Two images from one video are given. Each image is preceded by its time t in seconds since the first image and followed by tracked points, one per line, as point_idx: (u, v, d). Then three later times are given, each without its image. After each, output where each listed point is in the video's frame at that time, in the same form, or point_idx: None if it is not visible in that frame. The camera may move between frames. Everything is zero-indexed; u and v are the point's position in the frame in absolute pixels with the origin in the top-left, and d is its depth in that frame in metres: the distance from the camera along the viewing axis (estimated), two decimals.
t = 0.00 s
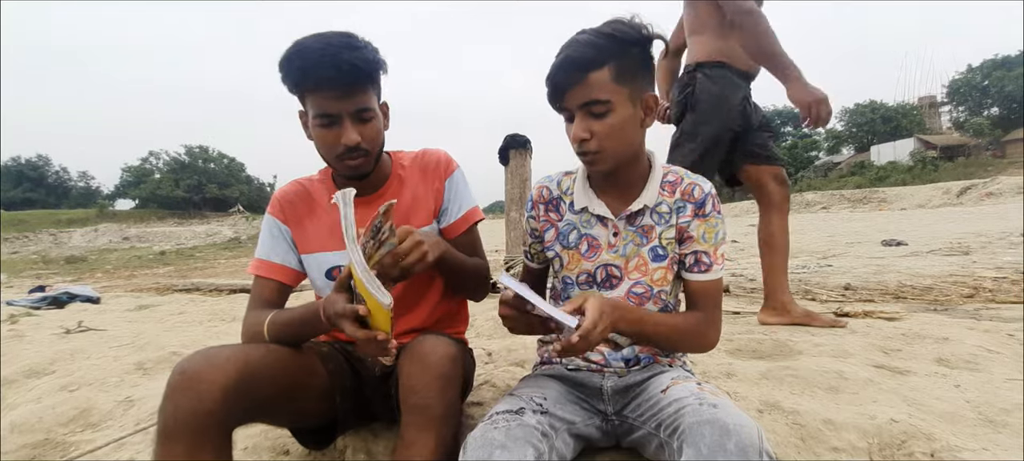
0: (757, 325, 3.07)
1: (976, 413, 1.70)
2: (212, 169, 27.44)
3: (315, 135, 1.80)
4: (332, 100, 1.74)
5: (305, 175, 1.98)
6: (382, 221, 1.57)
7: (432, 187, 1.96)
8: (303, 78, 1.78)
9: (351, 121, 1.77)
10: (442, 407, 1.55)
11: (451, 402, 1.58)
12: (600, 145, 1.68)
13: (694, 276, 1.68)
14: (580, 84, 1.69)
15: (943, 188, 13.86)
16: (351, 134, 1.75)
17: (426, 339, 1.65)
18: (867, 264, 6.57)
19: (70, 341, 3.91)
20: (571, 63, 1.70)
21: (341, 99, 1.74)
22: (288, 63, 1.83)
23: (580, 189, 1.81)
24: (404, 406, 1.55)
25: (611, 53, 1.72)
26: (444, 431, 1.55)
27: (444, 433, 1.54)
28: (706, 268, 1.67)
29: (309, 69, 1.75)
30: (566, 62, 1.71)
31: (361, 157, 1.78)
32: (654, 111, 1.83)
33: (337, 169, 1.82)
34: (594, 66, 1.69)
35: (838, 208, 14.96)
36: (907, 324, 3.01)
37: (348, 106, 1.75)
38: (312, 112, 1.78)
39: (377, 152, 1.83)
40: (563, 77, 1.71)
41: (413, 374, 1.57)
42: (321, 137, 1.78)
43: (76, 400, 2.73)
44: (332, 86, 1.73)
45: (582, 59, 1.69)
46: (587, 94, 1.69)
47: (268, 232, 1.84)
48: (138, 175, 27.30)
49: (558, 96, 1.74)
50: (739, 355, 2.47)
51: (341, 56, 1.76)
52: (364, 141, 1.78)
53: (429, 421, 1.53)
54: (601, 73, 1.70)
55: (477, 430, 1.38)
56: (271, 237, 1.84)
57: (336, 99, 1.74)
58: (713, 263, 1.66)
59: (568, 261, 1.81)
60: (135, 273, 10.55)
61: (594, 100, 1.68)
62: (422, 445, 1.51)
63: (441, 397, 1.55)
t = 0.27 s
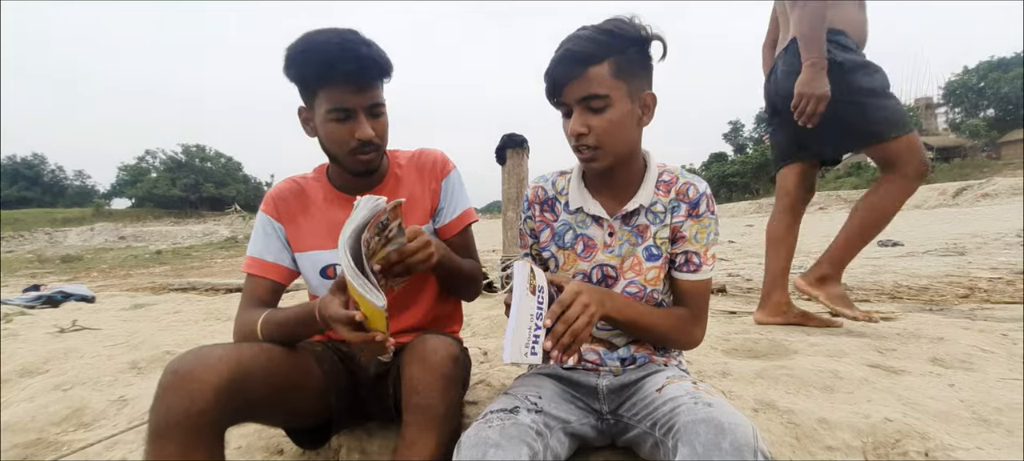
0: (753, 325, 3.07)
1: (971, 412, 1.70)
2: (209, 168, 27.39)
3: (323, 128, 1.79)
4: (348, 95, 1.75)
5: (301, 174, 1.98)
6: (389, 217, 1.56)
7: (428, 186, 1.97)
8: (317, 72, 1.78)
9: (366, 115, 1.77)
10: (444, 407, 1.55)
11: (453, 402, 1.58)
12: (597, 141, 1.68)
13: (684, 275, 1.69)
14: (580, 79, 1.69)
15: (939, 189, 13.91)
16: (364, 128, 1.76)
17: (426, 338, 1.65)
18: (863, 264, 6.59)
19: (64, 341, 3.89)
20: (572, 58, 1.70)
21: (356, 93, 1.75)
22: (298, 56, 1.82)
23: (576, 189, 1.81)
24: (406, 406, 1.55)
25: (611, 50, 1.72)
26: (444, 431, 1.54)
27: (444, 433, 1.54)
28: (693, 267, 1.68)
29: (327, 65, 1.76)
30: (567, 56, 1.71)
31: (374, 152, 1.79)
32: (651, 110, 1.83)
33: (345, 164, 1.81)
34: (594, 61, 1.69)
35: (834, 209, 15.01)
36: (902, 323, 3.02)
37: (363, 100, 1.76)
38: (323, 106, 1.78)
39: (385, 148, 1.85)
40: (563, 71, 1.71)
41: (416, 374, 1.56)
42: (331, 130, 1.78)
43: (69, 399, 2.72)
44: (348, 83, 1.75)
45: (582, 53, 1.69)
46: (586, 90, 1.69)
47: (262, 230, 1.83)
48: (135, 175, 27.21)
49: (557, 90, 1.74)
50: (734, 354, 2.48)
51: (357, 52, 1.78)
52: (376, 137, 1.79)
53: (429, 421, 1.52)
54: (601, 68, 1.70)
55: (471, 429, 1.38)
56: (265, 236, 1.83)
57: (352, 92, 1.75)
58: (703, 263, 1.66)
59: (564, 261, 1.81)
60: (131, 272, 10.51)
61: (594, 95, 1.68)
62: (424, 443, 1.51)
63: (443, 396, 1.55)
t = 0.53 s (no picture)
0: (747, 324, 3.08)
1: (961, 410, 1.70)
2: (205, 167, 27.34)
3: (319, 125, 1.78)
4: (342, 92, 1.74)
5: (297, 171, 1.97)
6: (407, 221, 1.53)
7: (426, 185, 1.98)
8: (314, 68, 1.77)
9: (360, 112, 1.76)
10: (446, 408, 1.54)
11: (455, 404, 1.57)
12: (590, 142, 1.68)
13: (678, 274, 1.68)
14: (575, 78, 1.68)
15: (934, 189, 13.96)
16: (359, 126, 1.74)
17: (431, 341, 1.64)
18: (859, 264, 6.60)
19: (56, 340, 3.87)
20: (565, 58, 1.68)
21: (351, 90, 1.74)
22: (297, 53, 1.82)
23: (569, 188, 1.81)
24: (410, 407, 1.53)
25: (605, 49, 1.71)
26: (444, 432, 1.53)
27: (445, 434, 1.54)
28: (689, 265, 1.67)
29: (326, 62, 1.76)
30: (560, 55, 1.69)
31: (367, 148, 1.77)
32: (644, 109, 1.82)
33: (339, 160, 1.80)
34: (589, 61, 1.68)
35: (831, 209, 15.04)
36: (895, 322, 3.03)
37: (359, 97, 1.75)
38: (318, 103, 1.77)
39: (381, 146, 1.84)
40: (558, 70, 1.69)
41: (421, 375, 1.55)
42: (326, 126, 1.76)
43: (60, 398, 2.71)
44: (344, 80, 1.74)
45: (576, 53, 1.68)
46: (580, 90, 1.67)
47: (258, 226, 1.82)
48: (130, 174, 27.09)
49: (551, 89, 1.72)
50: (727, 353, 2.48)
51: (354, 50, 1.77)
52: (372, 135, 1.78)
53: (430, 422, 1.51)
54: (596, 68, 1.69)
55: (460, 427, 1.37)
56: (261, 231, 1.81)
57: (347, 90, 1.74)
58: (697, 261, 1.66)
59: (558, 260, 1.80)
60: (126, 272, 10.47)
61: (588, 95, 1.67)
62: (425, 445, 1.50)
63: (447, 397, 1.55)
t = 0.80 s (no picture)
0: (743, 323, 3.10)
1: (953, 408, 1.72)
2: (200, 166, 27.29)
3: (324, 124, 1.79)
4: (349, 92, 1.74)
5: (301, 169, 1.97)
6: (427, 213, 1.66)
7: (430, 185, 2.00)
8: (320, 67, 1.77)
9: (366, 112, 1.77)
10: (449, 408, 1.57)
11: (458, 405, 1.61)
12: (589, 145, 1.69)
13: (677, 275, 1.69)
14: (573, 81, 1.69)
15: (928, 189, 14.05)
16: (364, 125, 1.75)
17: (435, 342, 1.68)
18: (854, 263, 6.65)
19: (53, 340, 3.86)
20: (563, 61, 1.69)
21: (356, 90, 1.74)
22: (303, 52, 1.81)
23: (567, 188, 1.82)
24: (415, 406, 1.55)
25: (603, 51, 1.72)
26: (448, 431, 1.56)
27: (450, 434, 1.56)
28: (687, 266, 1.69)
29: (332, 62, 1.75)
30: (559, 59, 1.70)
31: (371, 148, 1.78)
32: (642, 111, 1.84)
33: (344, 160, 1.80)
34: (587, 64, 1.69)
35: (825, 208, 15.12)
36: (888, 321, 3.06)
37: (365, 97, 1.75)
38: (325, 102, 1.77)
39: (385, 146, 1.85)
40: (555, 74, 1.70)
41: (427, 374, 1.59)
42: (332, 125, 1.77)
43: (59, 397, 2.71)
44: (351, 81, 1.74)
45: (574, 57, 1.69)
46: (577, 94, 1.69)
47: (262, 224, 1.81)
48: (125, 173, 26.97)
49: (549, 91, 1.73)
50: (723, 352, 2.50)
51: (360, 49, 1.77)
52: (376, 134, 1.78)
53: (436, 421, 1.54)
54: (594, 71, 1.70)
55: (461, 425, 1.39)
56: (265, 229, 1.81)
57: (354, 90, 1.74)
58: (695, 261, 1.68)
59: (556, 260, 1.82)
60: (122, 271, 10.44)
61: (587, 98, 1.68)
62: (429, 445, 1.50)
63: (450, 396, 1.58)
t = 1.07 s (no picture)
0: (739, 322, 3.12)
1: (947, 406, 1.75)
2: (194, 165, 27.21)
3: (341, 120, 1.81)
4: (375, 90, 1.78)
5: (303, 168, 1.96)
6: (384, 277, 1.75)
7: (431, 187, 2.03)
8: (342, 65, 1.79)
9: (387, 111, 1.81)
10: (450, 408, 1.58)
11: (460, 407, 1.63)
12: (587, 147, 1.70)
13: (680, 276, 1.71)
14: (572, 83, 1.70)
15: (921, 189, 14.16)
16: (386, 123, 1.79)
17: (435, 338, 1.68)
18: (848, 263, 6.69)
19: (48, 340, 3.85)
20: (561, 63, 1.70)
21: (383, 89, 1.79)
22: (323, 49, 1.82)
23: (566, 189, 1.84)
24: (417, 406, 1.57)
25: (603, 53, 1.73)
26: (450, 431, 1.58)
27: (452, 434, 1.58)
28: (689, 267, 1.70)
29: (358, 62, 1.77)
30: (558, 61, 1.71)
31: (389, 147, 1.81)
32: (640, 113, 1.85)
33: (361, 157, 1.81)
34: (586, 66, 1.70)
35: (820, 208, 15.20)
36: (883, 321, 3.09)
37: (388, 96, 1.80)
38: (345, 98, 1.79)
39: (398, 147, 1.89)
40: (554, 76, 1.72)
41: (428, 375, 1.60)
42: (351, 122, 1.79)
43: (56, 398, 2.71)
44: (378, 81, 1.78)
45: (573, 59, 1.70)
46: (576, 96, 1.70)
47: (264, 222, 1.80)
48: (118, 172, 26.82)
49: (548, 93, 1.75)
50: (720, 351, 2.52)
51: (384, 49, 1.81)
52: (395, 133, 1.83)
53: (437, 421, 1.55)
54: (592, 74, 1.72)
55: (463, 424, 1.40)
56: (267, 228, 1.80)
57: (377, 88, 1.78)
58: (697, 262, 1.69)
59: (555, 261, 1.83)
60: (115, 271, 10.40)
61: (586, 101, 1.69)
62: (430, 444, 1.52)
63: (453, 397, 1.60)
